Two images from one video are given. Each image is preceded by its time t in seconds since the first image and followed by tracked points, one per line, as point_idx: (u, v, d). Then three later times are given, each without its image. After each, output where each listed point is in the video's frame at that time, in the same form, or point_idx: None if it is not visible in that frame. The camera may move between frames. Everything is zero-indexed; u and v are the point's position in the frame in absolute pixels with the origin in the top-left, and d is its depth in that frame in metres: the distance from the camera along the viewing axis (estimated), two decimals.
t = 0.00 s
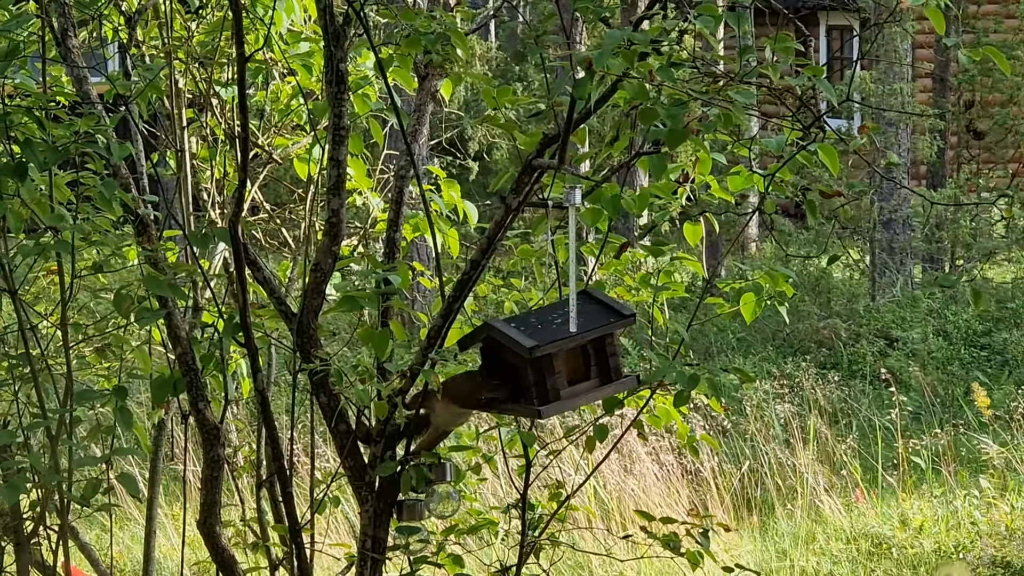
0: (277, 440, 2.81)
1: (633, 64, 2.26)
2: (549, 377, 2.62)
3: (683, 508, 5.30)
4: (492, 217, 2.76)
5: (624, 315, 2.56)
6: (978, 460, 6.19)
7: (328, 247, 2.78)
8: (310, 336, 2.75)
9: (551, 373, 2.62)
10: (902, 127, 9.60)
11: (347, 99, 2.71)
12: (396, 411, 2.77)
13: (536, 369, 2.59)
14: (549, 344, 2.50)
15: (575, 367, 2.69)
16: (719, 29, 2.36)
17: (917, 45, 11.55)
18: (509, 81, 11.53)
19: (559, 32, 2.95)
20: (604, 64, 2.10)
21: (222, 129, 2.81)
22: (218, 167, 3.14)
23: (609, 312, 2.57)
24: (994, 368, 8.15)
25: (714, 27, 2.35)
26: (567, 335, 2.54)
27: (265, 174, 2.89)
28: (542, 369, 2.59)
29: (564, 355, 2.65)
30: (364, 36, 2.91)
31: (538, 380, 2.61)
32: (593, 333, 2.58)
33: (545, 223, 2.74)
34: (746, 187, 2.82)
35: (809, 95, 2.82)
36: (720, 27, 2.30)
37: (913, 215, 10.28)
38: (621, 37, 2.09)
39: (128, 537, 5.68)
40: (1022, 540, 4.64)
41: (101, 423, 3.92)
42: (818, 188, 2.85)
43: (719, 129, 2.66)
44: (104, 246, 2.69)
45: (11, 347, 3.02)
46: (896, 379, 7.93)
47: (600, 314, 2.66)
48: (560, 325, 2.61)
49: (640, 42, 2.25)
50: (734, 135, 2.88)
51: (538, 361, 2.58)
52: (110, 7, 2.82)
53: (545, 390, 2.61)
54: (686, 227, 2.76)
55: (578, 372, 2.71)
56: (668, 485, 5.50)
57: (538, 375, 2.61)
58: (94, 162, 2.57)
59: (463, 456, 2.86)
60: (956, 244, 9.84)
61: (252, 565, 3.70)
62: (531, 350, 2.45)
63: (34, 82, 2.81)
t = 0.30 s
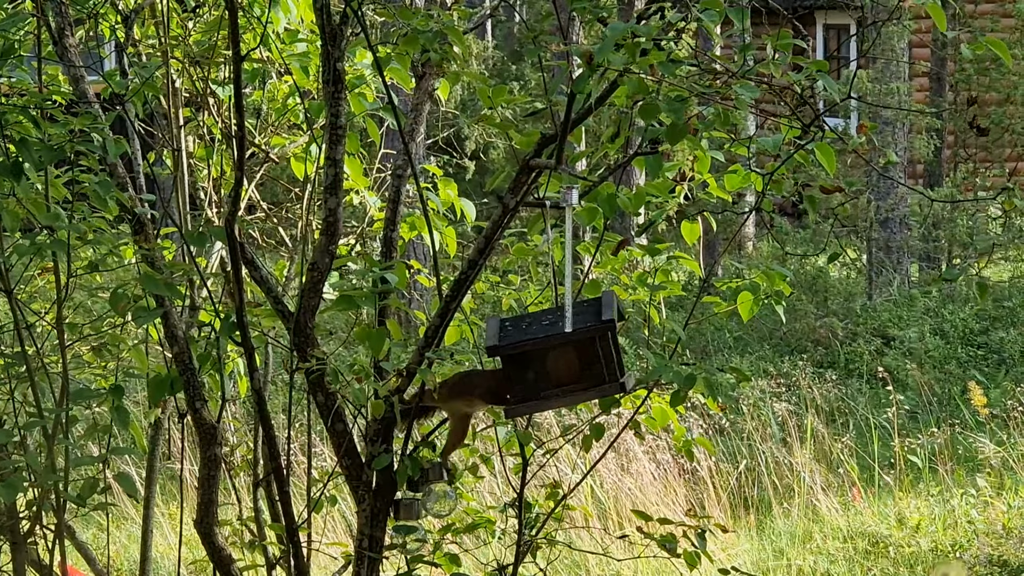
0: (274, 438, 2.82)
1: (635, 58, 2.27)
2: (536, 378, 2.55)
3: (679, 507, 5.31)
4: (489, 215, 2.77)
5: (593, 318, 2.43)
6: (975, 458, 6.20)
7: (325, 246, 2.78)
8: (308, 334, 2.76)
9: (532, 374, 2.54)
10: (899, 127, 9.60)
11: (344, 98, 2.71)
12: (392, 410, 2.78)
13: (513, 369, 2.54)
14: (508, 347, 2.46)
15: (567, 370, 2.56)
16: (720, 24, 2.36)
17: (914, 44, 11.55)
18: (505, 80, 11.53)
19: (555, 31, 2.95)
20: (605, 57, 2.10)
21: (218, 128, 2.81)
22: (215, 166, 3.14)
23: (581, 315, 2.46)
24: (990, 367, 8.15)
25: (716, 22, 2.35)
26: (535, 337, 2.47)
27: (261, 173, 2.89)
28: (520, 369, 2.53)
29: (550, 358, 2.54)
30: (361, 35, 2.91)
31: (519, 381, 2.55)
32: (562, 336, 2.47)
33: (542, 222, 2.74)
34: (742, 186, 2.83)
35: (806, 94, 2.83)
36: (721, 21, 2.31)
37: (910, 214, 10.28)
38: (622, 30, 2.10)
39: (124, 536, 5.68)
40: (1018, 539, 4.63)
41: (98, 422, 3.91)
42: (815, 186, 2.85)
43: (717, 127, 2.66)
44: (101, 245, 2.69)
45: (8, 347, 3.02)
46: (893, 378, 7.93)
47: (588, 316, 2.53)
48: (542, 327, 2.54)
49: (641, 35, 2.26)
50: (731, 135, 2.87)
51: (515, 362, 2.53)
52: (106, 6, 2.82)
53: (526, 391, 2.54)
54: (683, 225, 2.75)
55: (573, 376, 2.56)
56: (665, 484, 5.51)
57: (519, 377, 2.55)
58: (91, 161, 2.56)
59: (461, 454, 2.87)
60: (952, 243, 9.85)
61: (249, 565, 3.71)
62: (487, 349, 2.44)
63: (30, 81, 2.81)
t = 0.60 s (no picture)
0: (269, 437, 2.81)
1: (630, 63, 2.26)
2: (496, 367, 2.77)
3: (675, 506, 5.31)
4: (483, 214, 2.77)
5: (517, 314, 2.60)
6: (970, 457, 6.20)
7: (320, 245, 2.78)
8: (302, 333, 2.76)
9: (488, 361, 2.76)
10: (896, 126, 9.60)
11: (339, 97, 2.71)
12: (387, 408, 2.77)
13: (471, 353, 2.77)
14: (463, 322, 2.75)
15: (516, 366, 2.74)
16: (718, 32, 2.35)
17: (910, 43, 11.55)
18: (501, 79, 11.53)
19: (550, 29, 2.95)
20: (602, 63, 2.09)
21: (213, 127, 2.81)
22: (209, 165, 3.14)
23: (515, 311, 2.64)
24: (987, 366, 8.16)
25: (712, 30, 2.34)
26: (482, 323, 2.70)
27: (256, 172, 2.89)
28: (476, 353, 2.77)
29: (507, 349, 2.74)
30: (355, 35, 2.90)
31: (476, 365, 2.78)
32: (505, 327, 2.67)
33: (537, 221, 2.73)
34: (740, 186, 2.80)
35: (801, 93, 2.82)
36: (719, 29, 2.29)
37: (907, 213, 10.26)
38: (619, 38, 2.09)
39: (120, 535, 5.68)
40: (1013, 537, 4.62)
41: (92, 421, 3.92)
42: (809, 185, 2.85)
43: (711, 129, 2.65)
44: (95, 244, 2.69)
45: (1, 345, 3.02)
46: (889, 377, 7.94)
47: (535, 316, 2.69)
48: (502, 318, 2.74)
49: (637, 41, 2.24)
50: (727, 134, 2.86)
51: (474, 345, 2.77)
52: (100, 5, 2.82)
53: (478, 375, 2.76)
54: (680, 225, 2.73)
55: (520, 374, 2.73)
56: (661, 483, 5.51)
57: (475, 360, 2.77)
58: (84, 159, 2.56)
59: (456, 453, 2.86)
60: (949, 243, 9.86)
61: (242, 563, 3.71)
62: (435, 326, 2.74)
63: (24, 79, 2.80)
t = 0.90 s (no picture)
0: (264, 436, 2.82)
1: (617, 63, 2.25)
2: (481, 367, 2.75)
3: (670, 504, 5.33)
4: (477, 213, 2.77)
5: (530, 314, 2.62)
6: (964, 455, 6.21)
7: (315, 244, 2.78)
8: (296, 332, 2.76)
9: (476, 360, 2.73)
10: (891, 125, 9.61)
11: (332, 97, 2.71)
12: (381, 407, 2.77)
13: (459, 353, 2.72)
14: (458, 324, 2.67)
15: (505, 365, 2.75)
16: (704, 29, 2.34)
17: (906, 41, 11.55)
18: (496, 77, 11.52)
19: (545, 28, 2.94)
20: (588, 63, 2.08)
21: (208, 126, 2.81)
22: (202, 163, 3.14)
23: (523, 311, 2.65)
24: (982, 365, 8.17)
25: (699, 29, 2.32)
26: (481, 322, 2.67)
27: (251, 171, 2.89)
28: (463, 353, 2.72)
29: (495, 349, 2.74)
30: (349, 33, 2.90)
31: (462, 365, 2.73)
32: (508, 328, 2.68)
33: (531, 220, 2.74)
34: (733, 184, 2.79)
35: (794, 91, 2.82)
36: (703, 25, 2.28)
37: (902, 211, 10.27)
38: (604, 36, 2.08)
39: (115, 534, 5.68)
40: (1009, 536, 4.58)
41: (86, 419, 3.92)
42: (804, 184, 2.85)
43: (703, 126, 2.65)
44: (89, 243, 2.69)
45: None
46: (884, 376, 7.96)
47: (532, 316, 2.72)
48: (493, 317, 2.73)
49: (623, 41, 2.23)
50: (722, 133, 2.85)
51: (462, 346, 2.72)
52: (94, 4, 2.82)
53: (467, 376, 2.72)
54: (674, 223, 2.74)
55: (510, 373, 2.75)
56: (656, 481, 5.52)
57: (463, 361, 2.73)
58: (78, 157, 2.55)
59: (451, 452, 2.86)
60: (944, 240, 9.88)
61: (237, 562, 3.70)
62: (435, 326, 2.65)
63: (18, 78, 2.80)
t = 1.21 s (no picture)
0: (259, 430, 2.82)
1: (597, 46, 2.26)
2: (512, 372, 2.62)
3: (664, 499, 5.36)
4: (472, 207, 2.77)
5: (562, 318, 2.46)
6: (959, 451, 6.22)
7: (310, 239, 2.77)
8: (291, 327, 2.76)
9: (507, 366, 2.59)
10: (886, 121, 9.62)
11: (327, 91, 2.71)
12: (377, 401, 2.78)
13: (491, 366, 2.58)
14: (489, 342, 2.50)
15: (541, 364, 2.61)
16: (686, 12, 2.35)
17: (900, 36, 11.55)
18: (491, 73, 11.50)
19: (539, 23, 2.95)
20: (565, 43, 2.10)
21: (202, 122, 2.81)
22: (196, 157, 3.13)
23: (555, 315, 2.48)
24: (977, 360, 8.16)
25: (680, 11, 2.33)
26: (510, 334, 2.51)
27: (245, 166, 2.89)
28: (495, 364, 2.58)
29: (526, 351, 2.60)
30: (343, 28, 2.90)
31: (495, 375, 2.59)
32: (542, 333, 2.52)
33: (525, 215, 2.75)
34: (725, 178, 2.81)
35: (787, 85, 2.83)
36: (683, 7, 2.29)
37: (897, 207, 10.28)
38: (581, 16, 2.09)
39: (110, 528, 5.69)
40: (1002, 530, 4.59)
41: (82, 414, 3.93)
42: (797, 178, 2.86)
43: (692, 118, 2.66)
44: (84, 238, 2.68)
45: None
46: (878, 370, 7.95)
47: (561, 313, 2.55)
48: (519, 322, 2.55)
49: (603, 26, 2.25)
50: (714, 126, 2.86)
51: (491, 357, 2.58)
52: None
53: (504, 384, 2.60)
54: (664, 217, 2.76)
55: (547, 370, 2.62)
56: (650, 476, 5.55)
57: (492, 370, 2.59)
58: (72, 152, 2.55)
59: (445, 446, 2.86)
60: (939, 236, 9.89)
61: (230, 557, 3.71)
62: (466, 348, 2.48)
63: (11, 73, 2.79)
